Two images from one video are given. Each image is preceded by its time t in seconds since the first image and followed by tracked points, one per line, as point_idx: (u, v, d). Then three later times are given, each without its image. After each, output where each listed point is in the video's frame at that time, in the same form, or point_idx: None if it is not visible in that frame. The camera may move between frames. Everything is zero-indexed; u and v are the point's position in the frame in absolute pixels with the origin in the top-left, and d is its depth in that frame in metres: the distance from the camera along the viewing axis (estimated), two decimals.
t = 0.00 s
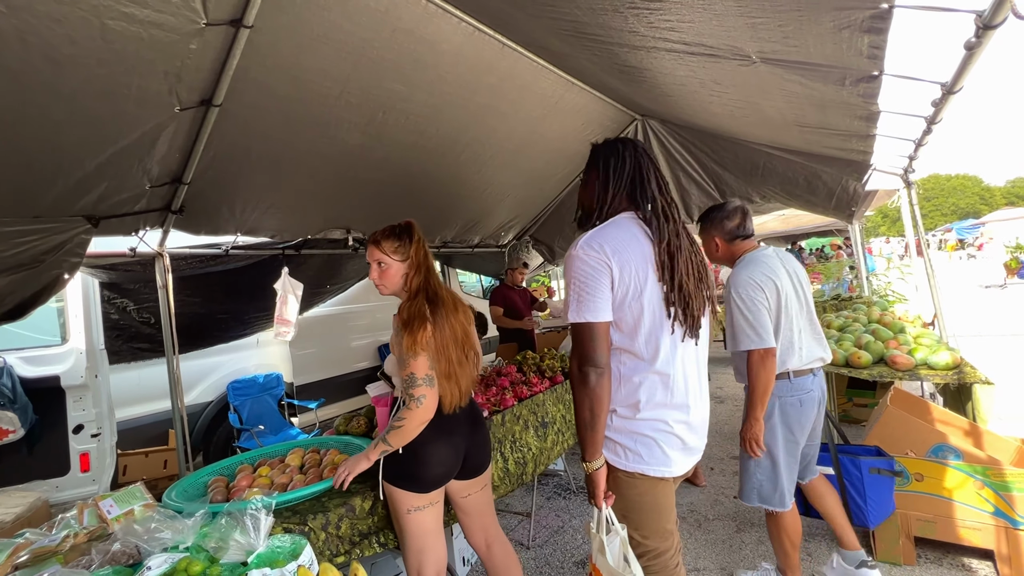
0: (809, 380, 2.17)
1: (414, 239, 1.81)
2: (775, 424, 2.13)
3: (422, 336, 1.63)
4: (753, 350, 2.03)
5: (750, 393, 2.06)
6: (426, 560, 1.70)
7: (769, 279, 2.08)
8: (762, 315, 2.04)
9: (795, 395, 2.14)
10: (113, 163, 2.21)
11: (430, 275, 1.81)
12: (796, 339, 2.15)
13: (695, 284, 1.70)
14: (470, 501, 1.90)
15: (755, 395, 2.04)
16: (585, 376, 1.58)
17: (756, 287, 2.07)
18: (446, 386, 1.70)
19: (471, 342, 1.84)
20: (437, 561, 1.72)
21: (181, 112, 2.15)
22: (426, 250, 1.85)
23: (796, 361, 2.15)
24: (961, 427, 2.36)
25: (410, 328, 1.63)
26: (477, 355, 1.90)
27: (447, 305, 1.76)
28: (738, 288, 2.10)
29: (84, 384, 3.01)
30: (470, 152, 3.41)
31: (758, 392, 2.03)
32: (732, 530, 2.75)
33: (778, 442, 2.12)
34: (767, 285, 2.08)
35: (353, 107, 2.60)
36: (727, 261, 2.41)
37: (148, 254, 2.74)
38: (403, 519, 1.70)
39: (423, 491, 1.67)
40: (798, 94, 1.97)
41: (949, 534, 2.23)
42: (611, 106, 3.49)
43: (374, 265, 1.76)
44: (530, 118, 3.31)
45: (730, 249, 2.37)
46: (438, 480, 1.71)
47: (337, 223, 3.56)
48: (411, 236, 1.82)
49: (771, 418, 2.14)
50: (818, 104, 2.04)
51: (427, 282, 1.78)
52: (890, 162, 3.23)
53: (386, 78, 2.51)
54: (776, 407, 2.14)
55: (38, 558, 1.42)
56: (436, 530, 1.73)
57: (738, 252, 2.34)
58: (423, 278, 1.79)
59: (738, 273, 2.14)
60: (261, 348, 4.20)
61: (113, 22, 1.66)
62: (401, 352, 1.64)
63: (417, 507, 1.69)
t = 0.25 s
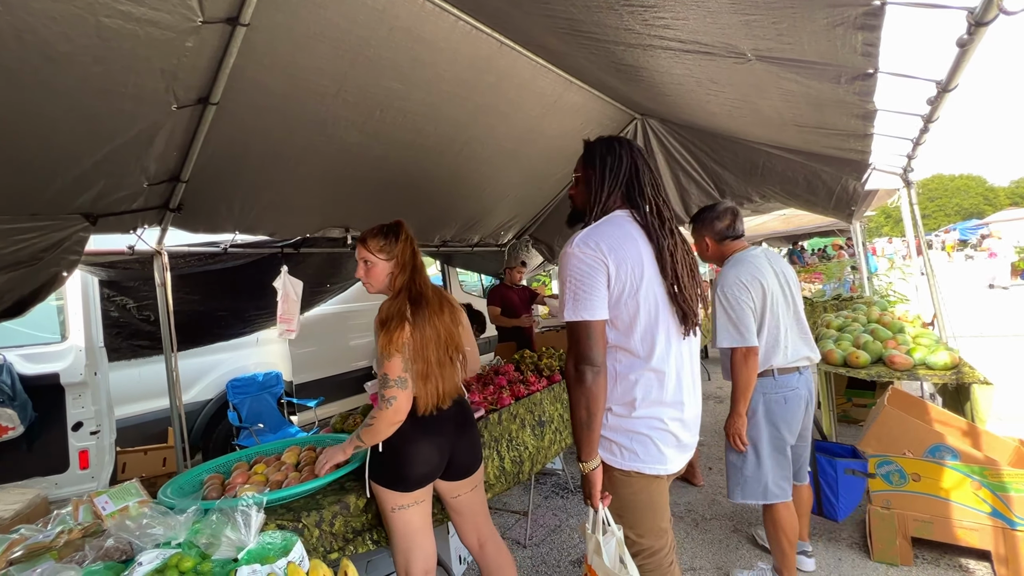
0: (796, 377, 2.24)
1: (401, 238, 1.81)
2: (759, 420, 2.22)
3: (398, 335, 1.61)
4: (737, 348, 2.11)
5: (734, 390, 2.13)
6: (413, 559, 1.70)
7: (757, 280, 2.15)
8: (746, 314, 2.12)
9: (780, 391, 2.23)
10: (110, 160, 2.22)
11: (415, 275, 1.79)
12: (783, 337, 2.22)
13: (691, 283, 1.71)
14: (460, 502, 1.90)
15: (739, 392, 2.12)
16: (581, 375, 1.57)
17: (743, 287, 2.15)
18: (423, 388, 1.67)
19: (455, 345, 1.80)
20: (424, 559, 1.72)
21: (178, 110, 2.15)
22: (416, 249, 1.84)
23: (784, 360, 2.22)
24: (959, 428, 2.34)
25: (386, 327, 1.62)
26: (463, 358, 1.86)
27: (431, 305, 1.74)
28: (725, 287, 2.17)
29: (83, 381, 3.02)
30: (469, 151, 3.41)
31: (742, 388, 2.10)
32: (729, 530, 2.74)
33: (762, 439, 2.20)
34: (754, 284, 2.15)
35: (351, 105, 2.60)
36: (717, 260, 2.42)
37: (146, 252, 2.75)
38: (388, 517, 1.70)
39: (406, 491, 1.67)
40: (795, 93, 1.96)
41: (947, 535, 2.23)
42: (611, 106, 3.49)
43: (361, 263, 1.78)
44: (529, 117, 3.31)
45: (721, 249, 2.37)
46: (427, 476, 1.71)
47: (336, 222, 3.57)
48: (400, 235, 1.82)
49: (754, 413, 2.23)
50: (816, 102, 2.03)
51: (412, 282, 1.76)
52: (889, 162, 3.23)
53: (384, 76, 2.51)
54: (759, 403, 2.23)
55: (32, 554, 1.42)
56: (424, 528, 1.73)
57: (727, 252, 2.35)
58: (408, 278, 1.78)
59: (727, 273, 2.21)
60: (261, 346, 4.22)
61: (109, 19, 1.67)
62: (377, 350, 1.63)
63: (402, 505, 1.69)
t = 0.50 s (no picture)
0: (785, 377, 2.25)
1: (383, 240, 1.82)
2: (747, 417, 2.23)
3: (371, 336, 1.61)
4: (737, 345, 2.11)
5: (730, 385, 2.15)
6: (398, 560, 1.70)
7: (762, 280, 2.15)
8: (749, 312, 2.12)
9: (770, 389, 2.23)
10: (105, 159, 2.22)
11: (396, 276, 1.79)
12: (779, 338, 2.24)
13: (683, 284, 1.71)
14: (449, 504, 1.90)
15: (733, 386, 2.14)
16: (574, 376, 1.55)
17: (748, 286, 2.14)
18: (399, 390, 1.66)
19: (437, 347, 1.78)
20: (410, 560, 1.72)
21: (172, 109, 2.15)
22: (399, 250, 1.84)
23: (778, 359, 2.24)
24: (958, 430, 2.32)
25: (360, 328, 1.63)
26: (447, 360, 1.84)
27: (410, 306, 1.73)
28: (730, 284, 2.16)
29: (81, 379, 3.03)
30: (467, 150, 3.40)
31: (737, 384, 2.12)
32: (725, 531, 2.73)
33: (749, 434, 2.22)
34: (759, 284, 2.15)
35: (347, 104, 2.60)
36: (722, 261, 2.39)
37: (143, 250, 2.75)
38: (373, 518, 1.70)
39: (392, 492, 1.66)
40: (792, 92, 1.94)
41: (945, 538, 2.21)
42: (610, 105, 3.47)
43: (343, 263, 1.80)
44: (528, 116, 3.30)
45: (726, 250, 2.35)
46: (419, 470, 1.73)
47: (334, 221, 3.57)
48: (382, 237, 1.83)
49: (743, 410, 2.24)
50: (813, 101, 2.01)
51: (392, 283, 1.76)
52: (890, 161, 3.20)
53: (379, 75, 2.50)
54: (749, 400, 2.23)
55: (21, 552, 1.42)
56: (409, 529, 1.73)
57: (733, 253, 2.33)
58: (388, 279, 1.78)
59: (732, 271, 2.20)
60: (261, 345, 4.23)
61: (101, 18, 1.67)
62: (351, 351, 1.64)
63: (384, 507, 1.69)
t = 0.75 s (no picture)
0: (785, 373, 2.24)
1: (371, 241, 1.87)
2: (749, 409, 2.20)
3: (352, 335, 1.64)
4: (746, 338, 2.08)
5: (736, 378, 2.12)
6: (388, 561, 1.73)
7: (772, 275, 2.13)
8: (760, 306, 2.08)
9: (773, 384, 2.21)
10: (103, 158, 2.22)
11: (381, 276, 1.82)
12: (783, 333, 2.22)
13: (680, 283, 1.71)
14: (441, 504, 1.90)
15: (738, 377, 2.12)
16: (573, 376, 1.54)
17: (760, 280, 2.11)
18: (382, 391, 1.68)
19: (424, 348, 1.79)
20: (401, 561, 1.75)
21: (170, 108, 2.15)
22: (387, 251, 1.89)
23: (781, 353, 2.22)
24: (961, 432, 2.29)
25: (343, 327, 1.66)
26: (434, 361, 1.85)
27: (395, 307, 1.75)
28: (742, 277, 2.12)
29: (83, 377, 3.05)
30: (467, 149, 3.39)
31: (744, 373, 2.10)
32: (724, 533, 2.71)
33: (750, 428, 2.20)
34: (767, 279, 2.12)
35: (345, 103, 2.59)
36: (730, 257, 2.36)
37: (143, 249, 2.76)
38: (364, 519, 1.73)
39: (381, 494, 1.69)
40: (792, 89, 1.92)
41: (946, 541, 2.19)
42: (611, 103, 3.45)
43: (331, 264, 1.86)
44: (528, 114, 3.29)
45: (736, 244, 2.32)
46: (408, 473, 1.75)
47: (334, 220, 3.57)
48: (370, 237, 1.88)
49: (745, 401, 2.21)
50: (814, 99, 1.99)
51: (378, 284, 1.80)
52: (894, 159, 3.16)
53: (378, 73, 2.50)
54: (752, 393, 2.21)
55: (16, 550, 1.43)
56: (399, 530, 1.76)
57: (744, 247, 2.30)
58: (373, 279, 1.81)
59: (742, 265, 2.17)
60: (262, 343, 4.23)
61: (97, 17, 1.67)
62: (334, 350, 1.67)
63: (374, 509, 1.72)
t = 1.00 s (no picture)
0: (786, 371, 2.22)
1: (363, 241, 1.89)
2: (755, 409, 2.18)
3: (342, 334, 1.66)
4: (751, 336, 2.04)
5: (741, 377, 2.06)
6: (383, 561, 1.74)
7: (775, 275, 2.11)
8: (763, 305, 2.06)
9: (776, 382, 2.20)
10: (104, 157, 2.23)
11: (373, 276, 1.84)
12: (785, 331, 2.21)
13: (676, 284, 1.72)
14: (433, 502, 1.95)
15: (745, 376, 2.06)
16: (575, 375, 1.51)
17: (763, 279, 2.08)
18: (371, 390, 1.70)
19: (415, 347, 1.81)
20: (396, 562, 1.75)
21: (170, 106, 2.16)
22: (380, 251, 1.91)
23: (782, 350, 2.20)
24: (967, 435, 2.27)
25: (333, 326, 1.68)
26: (426, 361, 1.87)
27: (387, 306, 1.77)
28: (746, 276, 2.09)
29: (86, 374, 3.07)
30: (468, 147, 3.38)
31: (751, 371, 2.05)
32: (725, 534, 2.69)
33: (758, 430, 2.17)
34: (771, 278, 2.10)
35: (345, 101, 2.59)
36: (732, 255, 2.33)
37: (144, 247, 2.77)
38: (357, 521, 1.74)
39: (376, 495, 1.71)
40: (794, 87, 1.89)
41: (950, 545, 2.16)
42: (614, 101, 3.43)
43: (324, 263, 1.89)
44: (530, 112, 3.27)
45: (740, 243, 2.29)
46: (399, 478, 1.76)
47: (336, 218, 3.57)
48: (363, 237, 1.90)
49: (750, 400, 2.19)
50: (817, 96, 1.96)
51: (370, 283, 1.82)
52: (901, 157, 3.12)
53: (378, 72, 2.49)
54: (757, 391, 2.19)
55: (13, 548, 1.44)
56: (393, 531, 1.76)
57: (748, 245, 2.27)
58: (366, 279, 1.83)
59: (746, 263, 2.13)
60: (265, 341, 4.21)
61: (95, 16, 1.67)
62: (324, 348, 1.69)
63: (367, 510, 1.73)
